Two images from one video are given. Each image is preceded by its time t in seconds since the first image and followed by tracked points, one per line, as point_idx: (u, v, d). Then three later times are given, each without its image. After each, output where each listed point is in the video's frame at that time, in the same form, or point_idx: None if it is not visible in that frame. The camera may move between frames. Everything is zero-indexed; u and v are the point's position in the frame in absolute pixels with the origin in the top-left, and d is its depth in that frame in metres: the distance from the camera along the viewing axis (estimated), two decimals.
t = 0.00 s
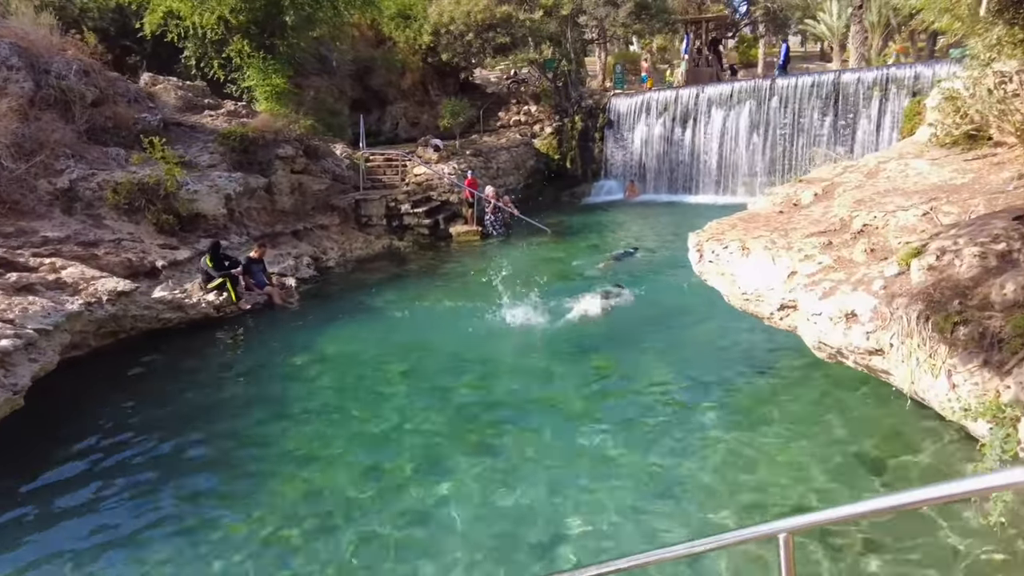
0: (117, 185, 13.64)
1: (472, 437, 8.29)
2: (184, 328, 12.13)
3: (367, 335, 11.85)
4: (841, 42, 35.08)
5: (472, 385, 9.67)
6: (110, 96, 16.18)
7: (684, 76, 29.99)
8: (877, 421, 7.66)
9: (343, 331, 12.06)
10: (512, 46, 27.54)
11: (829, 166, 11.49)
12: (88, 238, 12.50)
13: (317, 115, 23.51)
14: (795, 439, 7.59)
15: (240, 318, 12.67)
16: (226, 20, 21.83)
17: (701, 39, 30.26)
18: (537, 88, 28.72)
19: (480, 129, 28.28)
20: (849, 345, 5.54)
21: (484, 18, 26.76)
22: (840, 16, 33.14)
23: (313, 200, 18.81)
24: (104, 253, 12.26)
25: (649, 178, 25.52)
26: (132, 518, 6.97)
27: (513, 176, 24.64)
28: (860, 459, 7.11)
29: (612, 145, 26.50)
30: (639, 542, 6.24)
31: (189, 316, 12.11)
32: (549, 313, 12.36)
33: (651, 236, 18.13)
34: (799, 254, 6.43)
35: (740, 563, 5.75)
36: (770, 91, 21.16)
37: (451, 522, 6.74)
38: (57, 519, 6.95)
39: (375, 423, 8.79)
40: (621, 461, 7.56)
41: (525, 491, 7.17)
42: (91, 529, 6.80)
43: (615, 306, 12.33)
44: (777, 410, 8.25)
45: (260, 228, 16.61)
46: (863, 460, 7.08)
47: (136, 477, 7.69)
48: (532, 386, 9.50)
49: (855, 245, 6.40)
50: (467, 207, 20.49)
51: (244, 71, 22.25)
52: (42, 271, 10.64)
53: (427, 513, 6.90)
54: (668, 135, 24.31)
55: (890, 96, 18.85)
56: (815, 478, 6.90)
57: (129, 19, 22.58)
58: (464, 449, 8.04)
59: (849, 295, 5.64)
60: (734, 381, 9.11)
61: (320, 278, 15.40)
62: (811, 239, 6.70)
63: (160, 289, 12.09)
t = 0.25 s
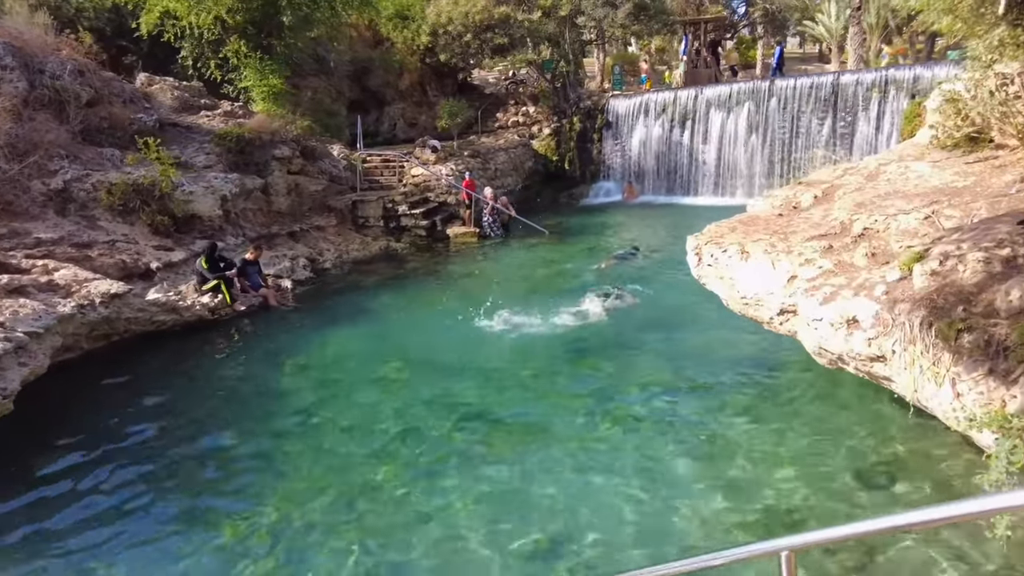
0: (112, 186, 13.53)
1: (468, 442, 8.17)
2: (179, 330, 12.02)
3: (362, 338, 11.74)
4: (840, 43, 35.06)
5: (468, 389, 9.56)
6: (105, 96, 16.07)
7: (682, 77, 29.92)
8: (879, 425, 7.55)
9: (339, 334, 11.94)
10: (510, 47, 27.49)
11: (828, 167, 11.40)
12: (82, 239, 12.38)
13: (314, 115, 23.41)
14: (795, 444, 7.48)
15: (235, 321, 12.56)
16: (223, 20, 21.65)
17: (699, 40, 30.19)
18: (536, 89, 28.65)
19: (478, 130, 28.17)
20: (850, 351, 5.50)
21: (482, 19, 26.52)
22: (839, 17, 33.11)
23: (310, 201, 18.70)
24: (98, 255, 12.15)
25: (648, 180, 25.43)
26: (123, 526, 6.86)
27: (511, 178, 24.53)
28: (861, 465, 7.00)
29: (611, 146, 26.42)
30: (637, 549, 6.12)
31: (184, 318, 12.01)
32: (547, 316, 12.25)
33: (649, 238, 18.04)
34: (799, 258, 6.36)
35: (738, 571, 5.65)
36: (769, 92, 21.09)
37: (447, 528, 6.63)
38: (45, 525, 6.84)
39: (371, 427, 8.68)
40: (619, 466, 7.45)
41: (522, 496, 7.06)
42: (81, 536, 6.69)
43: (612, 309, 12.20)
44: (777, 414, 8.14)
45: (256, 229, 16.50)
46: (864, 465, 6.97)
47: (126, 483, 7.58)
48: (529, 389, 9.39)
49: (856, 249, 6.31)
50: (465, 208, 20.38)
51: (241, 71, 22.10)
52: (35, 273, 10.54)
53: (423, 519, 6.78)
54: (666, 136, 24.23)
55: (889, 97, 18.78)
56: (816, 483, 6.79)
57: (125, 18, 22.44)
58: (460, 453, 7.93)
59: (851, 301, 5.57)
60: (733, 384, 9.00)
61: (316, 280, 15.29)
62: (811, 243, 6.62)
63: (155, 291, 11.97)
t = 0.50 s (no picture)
0: (102, 188, 13.40)
1: (462, 448, 8.04)
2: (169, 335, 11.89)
3: (354, 342, 11.62)
4: (834, 47, 35.14)
5: (460, 394, 9.44)
6: (96, 97, 15.95)
7: (677, 80, 29.88)
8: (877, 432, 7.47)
9: (330, 338, 11.81)
10: (505, 49, 27.19)
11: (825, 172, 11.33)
12: (72, 242, 12.25)
13: (308, 117, 23.29)
14: (790, 450, 7.39)
15: (226, 325, 12.43)
16: (216, 21, 21.50)
17: (695, 43, 30.15)
18: (531, 91, 28.57)
19: (473, 132, 28.06)
20: (848, 363, 5.41)
21: (477, 20, 26.31)
22: (834, 20, 33.15)
23: (303, 204, 18.57)
24: (88, 258, 12.02)
25: (643, 182, 25.37)
26: (109, 533, 6.69)
27: (506, 180, 24.43)
28: (856, 472, 6.91)
29: (606, 149, 26.36)
30: (630, 557, 6.01)
31: (174, 322, 11.88)
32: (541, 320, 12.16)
33: (645, 241, 17.96)
34: (795, 267, 6.30)
35: None
36: (765, 95, 21.05)
37: (440, 536, 6.50)
38: (27, 530, 6.71)
39: (362, 433, 8.54)
40: (615, 472, 7.33)
41: (516, 503, 6.93)
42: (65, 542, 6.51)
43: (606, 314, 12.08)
44: (774, 420, 8.05)
45: (249, 232, 16.37)
46: (860, 472, 6.88)
47: (112, 489, 7.45)
48: (522, 395, 9.29)
49: (853, 257, 6.25)
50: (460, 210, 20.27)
51: (234, 72, 21.94)
52: (23, 276, 10.41)
53: (415, 528, 6.65)
54: (662, 139, 24.18)
55: (884, 101, 18.75)
56: (812, 489, 6.69)
57: (117, 18, 22.28)
58: (453, 460, 7.80)
59: (849, 311, 5.53)
60: (728, 390, 8.90)
61: (309, 283, 15.17)
62: (807, 251, 6.55)
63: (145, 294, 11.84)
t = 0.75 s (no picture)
0: (89, 190, 13.24)
1: (453, 454, 7.96)
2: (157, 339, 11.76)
3: (345, 347, 11.52)
4: (825, 48, 35.29)
5: (453, 399, 9.36)
6: (83, 98, 15.78)
7: (669, 81, 29.91)
8: (871, 437, 7.45)
9: (321, 343, 11.71)
10: (498, 50, 27.04)
11: (818, 175, 11.32)
12: (59, 244, 12.09)
13: (299, 117, 23.14)
14: (784, 456, 7.35)
15: (216, 328, 12.31)
16: (206, 20, 21.30)
17: (687, 45, 30.19)
18: (524, 92, 28.61)
19: (466, 133, 27.97)
20: (843, 372, 5.42)
21: (468, 21, 26.20)
22: (824, 23, 33.29)
23: (294, 205, 18.43)
24: (75, 261, 11.87)
25: (635, 184, 25.35)
26: (95, 543, 6.57)
27: (499, 181, 24.35)
28: (850, 478, 6.89)
29: (598, 150, 26.34)
30: (624, 565, 5.95)
31: (163, 326, 11.75)
32: (534, 324, 12.11)
33: (637, 244, 17.95)
34: (789, 273, 6.27)
35: None
36: (757, 97, 21.06)
37: (432, 545, 6.41)
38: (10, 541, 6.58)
39: (353, 439, 8.44)
40: (609, 478, 7.27)
41: (509, 510, 6.86)
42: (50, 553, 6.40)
43: (599, 318, 12.03)
44: (767, 425, 8.01)
45: (239, 234, 16.23)
46: (855, 478, 6.85)
47: (97, 498, 7.33)
48: (514, 400, 9.22)
49: (848, 263, 6.23)
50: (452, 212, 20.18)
51: (224, 72, 21.75)
52: (7, 280, 10.26)
53: (407, 536, 6.56)
54: (654, 141, 24.18)
55: (875, 104, 18.79)
56: (806, 496, 6.66)
57: (106, 17, 22.05)
58: (445, 466, 7.72)
59: (844, 319, 5.52)
60: (722, 395, 8.87)
61: (299, 286, 15.06)
62: (801, 257, 6.53)
63: (133, 299, 11.73)
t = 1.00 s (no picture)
0: (68, 190, 13.00)
1: (437, 460, 7.86)
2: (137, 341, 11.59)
3: (329, 350, 11.40)
4: (809, 52, 35.56)
5: (437, 403, 9.28)
6: (62, 96, 15.52)
7: (655, 83, 30.01)
8: (855, 439, 7.45)
9: (305, 345, 11.58)
10: (485, 51, 26.86)
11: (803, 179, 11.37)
12: (36, 245, 11.86)
13: (284, 117, 22.95)
14: (769, 460, 7.35)
15: (198, 331, 12.15)
16: (189, 18, 21.02)
17: (673, 47, 30.31)
18: (510, 93, 28.51)
19: (452, 134, 27.87)
20: (828, 377, 5.46)
21: (455, 22, 26.04)
22: (809, 26, 33.57)
23: (278, 206, 18.26)
24: (52, 262, 11.65)
25: (622, 186, 25.40)
26: (72, 550, 6.44)
27: (485, 182, 24.28)
28: (835, 481, 6.89)
29: (585, 152, 26.36)
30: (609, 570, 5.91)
31: (143, 329, 11.57)
32: (520, 327, 12.06)
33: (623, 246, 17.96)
34: (775, 277, 6.29)
35: None
36: (742, 100, 21.16)
37: (415, 551, 6.32)
38: None
39: (337, 445, 8.33)
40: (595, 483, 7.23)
41: (494, 515, 6.78)
42: (23, 560, 6.24)
43: (586, 320, 12.01)
44: (753, 429, 8.01)
45: (222, 235, 16.04)
46: (839, 482, 6.86)
47: (73, 505, 7.18)
48: (499, 404, 9.16)
49: (833, 268, 6.25)
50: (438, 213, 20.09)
51: (207, 71, 21.49)
52: None
53: (390, 542, 6.46)
54: (640, 143, 24.23)
55: (859, 107, 18.94)
56: (791, 500, 6.65)
57: (86, 14, 21.71)
58: (429, 471, 7.64)
59: (830, 325, 5.55)
60: (707, 398, 8.87)
61: (283, 288, 14.91)
62: (787, 261, 6.54)
63: (112, 301, 11.54)
